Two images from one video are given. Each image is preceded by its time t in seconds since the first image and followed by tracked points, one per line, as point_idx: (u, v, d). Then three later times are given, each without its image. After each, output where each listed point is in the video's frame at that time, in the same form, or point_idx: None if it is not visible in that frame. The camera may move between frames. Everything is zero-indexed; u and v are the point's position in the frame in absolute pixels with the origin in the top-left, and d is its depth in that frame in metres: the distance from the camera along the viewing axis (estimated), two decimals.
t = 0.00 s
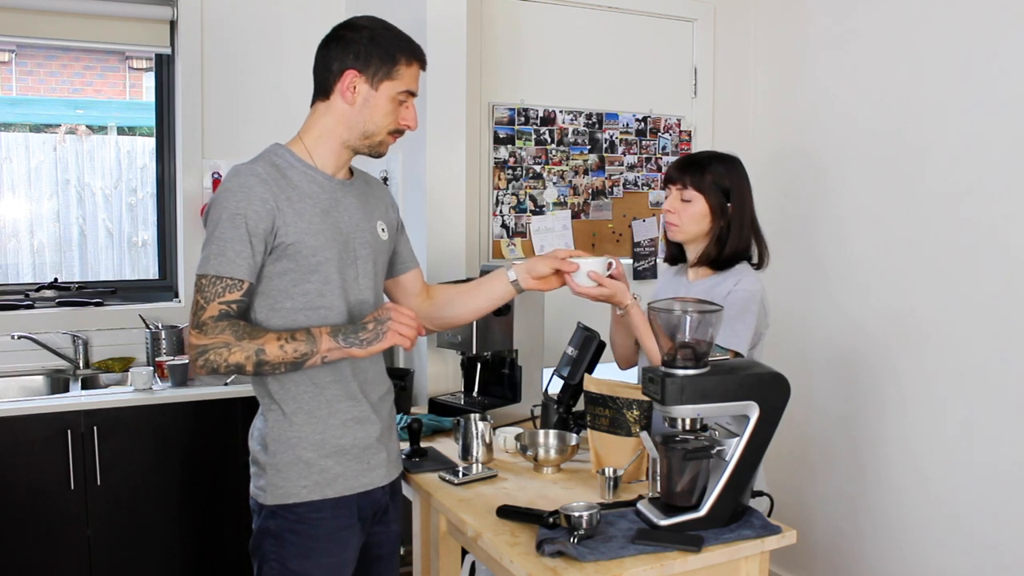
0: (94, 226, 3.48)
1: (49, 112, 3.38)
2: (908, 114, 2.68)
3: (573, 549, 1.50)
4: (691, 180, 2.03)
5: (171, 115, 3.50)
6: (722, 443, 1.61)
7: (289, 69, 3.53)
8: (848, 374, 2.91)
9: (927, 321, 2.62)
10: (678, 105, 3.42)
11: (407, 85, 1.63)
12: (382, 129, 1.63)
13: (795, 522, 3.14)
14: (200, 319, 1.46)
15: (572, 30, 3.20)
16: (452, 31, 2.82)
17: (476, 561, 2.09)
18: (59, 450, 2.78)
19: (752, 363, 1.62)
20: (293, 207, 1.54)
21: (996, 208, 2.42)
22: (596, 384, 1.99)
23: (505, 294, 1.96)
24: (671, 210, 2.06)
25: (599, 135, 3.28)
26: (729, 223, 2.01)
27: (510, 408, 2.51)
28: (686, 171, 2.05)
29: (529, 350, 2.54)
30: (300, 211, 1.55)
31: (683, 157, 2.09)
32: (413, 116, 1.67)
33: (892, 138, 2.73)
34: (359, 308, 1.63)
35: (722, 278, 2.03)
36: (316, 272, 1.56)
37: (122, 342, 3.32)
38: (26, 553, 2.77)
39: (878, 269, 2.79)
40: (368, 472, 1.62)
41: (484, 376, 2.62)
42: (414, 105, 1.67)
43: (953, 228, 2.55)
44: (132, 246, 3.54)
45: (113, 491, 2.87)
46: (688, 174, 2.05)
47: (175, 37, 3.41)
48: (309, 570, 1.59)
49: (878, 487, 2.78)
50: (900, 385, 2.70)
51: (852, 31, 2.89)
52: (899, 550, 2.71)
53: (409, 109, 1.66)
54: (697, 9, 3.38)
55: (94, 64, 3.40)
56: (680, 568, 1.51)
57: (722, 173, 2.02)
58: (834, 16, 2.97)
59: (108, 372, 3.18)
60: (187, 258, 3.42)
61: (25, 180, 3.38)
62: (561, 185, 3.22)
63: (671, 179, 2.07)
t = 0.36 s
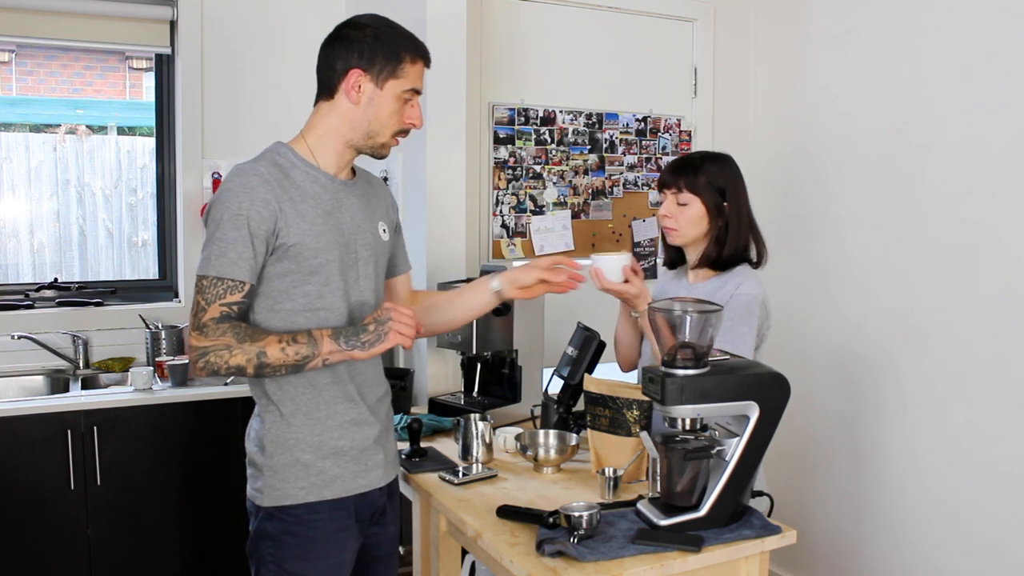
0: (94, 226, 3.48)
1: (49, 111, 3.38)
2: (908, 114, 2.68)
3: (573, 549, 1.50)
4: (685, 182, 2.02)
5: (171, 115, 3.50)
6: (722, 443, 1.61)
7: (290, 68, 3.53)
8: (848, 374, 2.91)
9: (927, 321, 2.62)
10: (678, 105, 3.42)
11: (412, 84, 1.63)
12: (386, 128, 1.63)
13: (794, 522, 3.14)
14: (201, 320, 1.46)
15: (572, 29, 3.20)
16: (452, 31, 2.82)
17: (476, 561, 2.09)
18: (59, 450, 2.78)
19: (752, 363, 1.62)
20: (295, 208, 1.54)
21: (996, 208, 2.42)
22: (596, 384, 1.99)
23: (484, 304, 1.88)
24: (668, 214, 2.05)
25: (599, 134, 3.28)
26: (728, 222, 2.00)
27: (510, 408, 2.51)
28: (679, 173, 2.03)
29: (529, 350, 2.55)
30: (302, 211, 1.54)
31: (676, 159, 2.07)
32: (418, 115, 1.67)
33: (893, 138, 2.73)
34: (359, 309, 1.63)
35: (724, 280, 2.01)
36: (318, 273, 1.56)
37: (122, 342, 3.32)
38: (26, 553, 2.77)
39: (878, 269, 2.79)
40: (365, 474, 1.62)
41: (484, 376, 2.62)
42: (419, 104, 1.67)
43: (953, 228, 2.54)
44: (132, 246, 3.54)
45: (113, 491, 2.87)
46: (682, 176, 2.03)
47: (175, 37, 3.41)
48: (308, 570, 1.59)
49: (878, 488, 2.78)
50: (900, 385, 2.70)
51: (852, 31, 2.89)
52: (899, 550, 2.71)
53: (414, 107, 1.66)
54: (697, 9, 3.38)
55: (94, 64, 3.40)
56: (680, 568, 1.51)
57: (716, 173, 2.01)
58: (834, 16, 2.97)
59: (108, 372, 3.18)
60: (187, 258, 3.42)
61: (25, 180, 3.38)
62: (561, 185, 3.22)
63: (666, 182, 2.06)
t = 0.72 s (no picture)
0: (94, 226, 3.48)
1: (49, 111, 3.38)
2: (908, 114, 2.68)
3: (573, 549, 1.50)
4: (681, 185, 2.01)
5: (171, 115, 3.50)
6: (722, 443, 1.61)
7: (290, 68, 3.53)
8: (848, 375, 2.91)
9: (927, 321, 2.62)
10: (678, 105, 3.41)
11: (405, 85, 1.64)
12: (379, 129, 1.64)
13: (794, 522, 3.14)
14: (214, 335, 1.45)
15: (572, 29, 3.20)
16: (452, 31, 2.82)
17: (476, 561, 2.09)
18: (59, 450, 2.78)
19: (751, 363, 1.63)
20: (302, 211, 1.52)
21: (995, 208, 2.42)
22: (596, 384, 1.99)
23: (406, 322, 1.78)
24: (667, 220, 2.05)
25: (599, 134, 3.28)
26: (727, 222, 2.00)
27: (510, 408, 2.51)
28: (675, 177, 2.03)
29: (529, 350, 2.55)
30: (307, 215, 1.53)
31: (670, 162, 2.06)
32: (408, 115, 1.68)
33: (892, 138, 2.74)
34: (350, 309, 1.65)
35: (729, 282, 2.00)
36: (322, 277, 1.55)
37: (122, 342, 3.32)
38: (26, 553, 2.77)
39: (878, 269, 2.79)
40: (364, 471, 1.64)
41: (484, 376, 2.62)
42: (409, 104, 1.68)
43: (953, 229, 2.54)
44: (132, 246, 3.54)
45: (113, 491, 2.86)
46: (678, 179, 2.03)
47: (175, 38, 3.41)
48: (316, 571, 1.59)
49: (878, 488, 2.78)
50: (900, 385, 2.71)
51: (852, 31, 2.89)
52: (899, 550, 2.72)
53: (404, 107, 1.67)
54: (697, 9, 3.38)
55: (94, 64, 3.40)
56: (680, 568, 1.51)
57: (710, 174, 2.00)
58: (834, 16, 2.97)
59: (108, 372, 3.18)
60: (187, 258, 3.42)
61: (25, 180, 3.38)
62: (561, 185, 3.22)
63: (661, 187, 2.05)
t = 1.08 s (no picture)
0: (94, 226, 3.48)
1: (49, 112, 3.38)
2: (908, 114, 2.68)
3: (573, 549, 1.50)
4: (682, 186, 2.01)
5: (171, 115, 3.50)
6: (722, 443, 1.61)
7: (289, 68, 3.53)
8: (848, 375, 2.91)
9: (927, 321, 2.62)
10: (678, 105, 3.41)
11: (371, 88, 1.54)
12: (343, 133, 1.54)
13: (795, 522, 3.14)
14: (247, 367, 1.29)
15: (572, 29, 3.20)
16: (452, 31, 2.82)
17: (475, 561, 2.09)
18: (59, 450, 2.78)
19: (752, 363, 1.62)
20: (295, 227, 1.41)
21: (996, 208, 2.42)
22: (596, 384, 1.99)
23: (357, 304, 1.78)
24: (668, 221, 2.05)
25: (599, 134, 3.27)
26: (728, 222, 1.99)
27: (510, 408, 2.51)
28: (675, 178, 2.03)
29: (529, 351, 2.55)
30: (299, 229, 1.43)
31: (670, 164, 2.07)
32: (367, 117, 1.59)
33: (892, 138, 2.74)
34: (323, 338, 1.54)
35: (732, 281, 1.99)
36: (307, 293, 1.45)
37: (123, 342, 3.32)
38: (27, 553, 2.77)
39: (878, 269, 2.79)
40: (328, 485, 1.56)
41: (484, 376, 2.62)
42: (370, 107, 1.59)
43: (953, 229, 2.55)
44: (132, 246, 3.54)
45: (112, 491, 2.86)
46: (678, 180, 2.02)
47: (175, 38, 3.41)
48: None
49: (878, 488, 2.78)
50: (901, 385, 2.70)
51: (853, 31, 2.89)
52: (899, 550, 2.71)
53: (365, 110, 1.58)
54: (697, 9, 3.38)
55: (94, 64, 3.40)
56: (680, 568, 1.51)
57: (710, 173, 2.00)
58: (834, 16, 2.97)
59: (108, 372, 3.18)
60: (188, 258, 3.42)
61: (25, 180, 3.38)
62: (561, 185, 3.21)
63: (662, 189, 2.05)
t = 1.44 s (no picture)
0: (94, 226, 3.48)
1: (49, 112, 3.38)
2: (908, 114, 2.69)
3: (573, 549, 1.50)
4: (682, 186, 2.00)
5: (171, 115, 3.50)
6: (722, 443, 1.61)
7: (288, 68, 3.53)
8: (848, 375, 2.91)
9: (927, 321, 2.62)
10: (678, 105, 3.41)
11: (367, 108, 1.58)
12: (334, 147, 1.57)
13: (795, 522, 3.14)
14: (237, 371, 1.31)
15: (572, 30, 3.20)
16: (453, 31, 2.82)
17: (475, 561, 2.09)
18: (59, 450, 2.78)
19: (752, 363, 1.62)
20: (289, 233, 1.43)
21: (996, 208, 2.42)
22: (596, 384, 1.99)
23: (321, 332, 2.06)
24: (669, 221, 2.05)
25: (599, 134, 3.27)
26: (729, 221, 1.99)
27: (510, 408, 2.51)
28: (675, 178, 2.02)
29: (529, 351, 2.55)
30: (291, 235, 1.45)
31: (669, 164, 2.06)
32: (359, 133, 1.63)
33: (892, 139, 2.74)
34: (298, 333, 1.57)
35: (731, 279, 1.98)
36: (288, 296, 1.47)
37: (123, 342, 3.32)
38: (27, 553, 2.78)
39: (878, 269, 2.79)
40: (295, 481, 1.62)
41: (484, 376, 2.62)
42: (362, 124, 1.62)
43: (953, 229, 2.55)
44: (132, 246, 3.54)
45: (113, 491, 2.86)
46: (678, 181, 2.02)
47: (175, 38, 3.41)
48: None
49: (877, 487, 2.78)
50: (900, 385, 2.71)
51: (853, 31, 2.89)
52: (899, 550, 2.71)
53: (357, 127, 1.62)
54: (697, 9, 3.38)
55: (94, 64, 3.40)
56: (680, 568, 1.51)
57: (710, 173, 2.00)
58: (833, 16, 2.97)
59: (108, 372, 3.18)
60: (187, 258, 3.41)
61: (25, 180, 3.38)
62: (561, 185, 3.21)
63: (662, 189, 2.05)
